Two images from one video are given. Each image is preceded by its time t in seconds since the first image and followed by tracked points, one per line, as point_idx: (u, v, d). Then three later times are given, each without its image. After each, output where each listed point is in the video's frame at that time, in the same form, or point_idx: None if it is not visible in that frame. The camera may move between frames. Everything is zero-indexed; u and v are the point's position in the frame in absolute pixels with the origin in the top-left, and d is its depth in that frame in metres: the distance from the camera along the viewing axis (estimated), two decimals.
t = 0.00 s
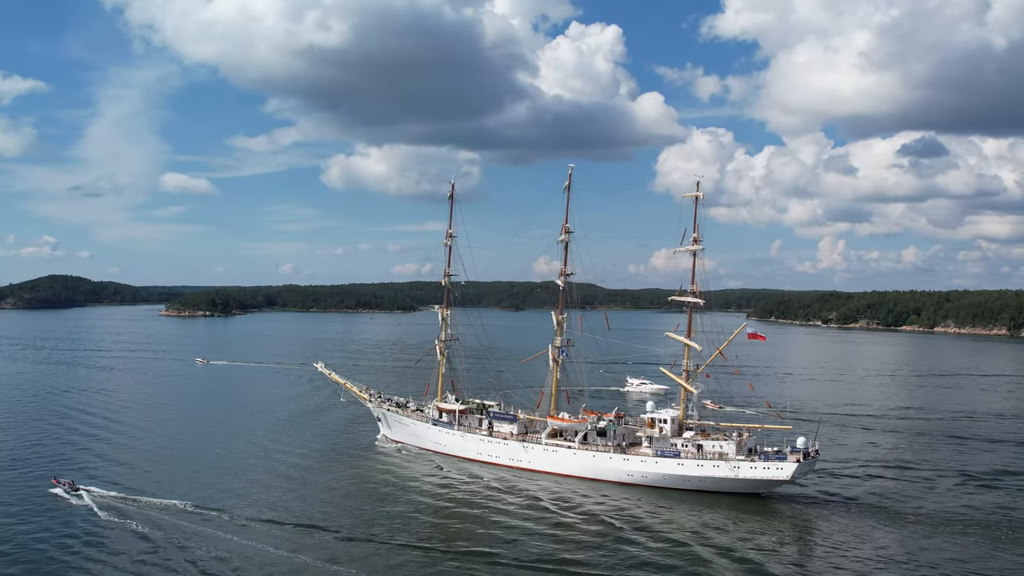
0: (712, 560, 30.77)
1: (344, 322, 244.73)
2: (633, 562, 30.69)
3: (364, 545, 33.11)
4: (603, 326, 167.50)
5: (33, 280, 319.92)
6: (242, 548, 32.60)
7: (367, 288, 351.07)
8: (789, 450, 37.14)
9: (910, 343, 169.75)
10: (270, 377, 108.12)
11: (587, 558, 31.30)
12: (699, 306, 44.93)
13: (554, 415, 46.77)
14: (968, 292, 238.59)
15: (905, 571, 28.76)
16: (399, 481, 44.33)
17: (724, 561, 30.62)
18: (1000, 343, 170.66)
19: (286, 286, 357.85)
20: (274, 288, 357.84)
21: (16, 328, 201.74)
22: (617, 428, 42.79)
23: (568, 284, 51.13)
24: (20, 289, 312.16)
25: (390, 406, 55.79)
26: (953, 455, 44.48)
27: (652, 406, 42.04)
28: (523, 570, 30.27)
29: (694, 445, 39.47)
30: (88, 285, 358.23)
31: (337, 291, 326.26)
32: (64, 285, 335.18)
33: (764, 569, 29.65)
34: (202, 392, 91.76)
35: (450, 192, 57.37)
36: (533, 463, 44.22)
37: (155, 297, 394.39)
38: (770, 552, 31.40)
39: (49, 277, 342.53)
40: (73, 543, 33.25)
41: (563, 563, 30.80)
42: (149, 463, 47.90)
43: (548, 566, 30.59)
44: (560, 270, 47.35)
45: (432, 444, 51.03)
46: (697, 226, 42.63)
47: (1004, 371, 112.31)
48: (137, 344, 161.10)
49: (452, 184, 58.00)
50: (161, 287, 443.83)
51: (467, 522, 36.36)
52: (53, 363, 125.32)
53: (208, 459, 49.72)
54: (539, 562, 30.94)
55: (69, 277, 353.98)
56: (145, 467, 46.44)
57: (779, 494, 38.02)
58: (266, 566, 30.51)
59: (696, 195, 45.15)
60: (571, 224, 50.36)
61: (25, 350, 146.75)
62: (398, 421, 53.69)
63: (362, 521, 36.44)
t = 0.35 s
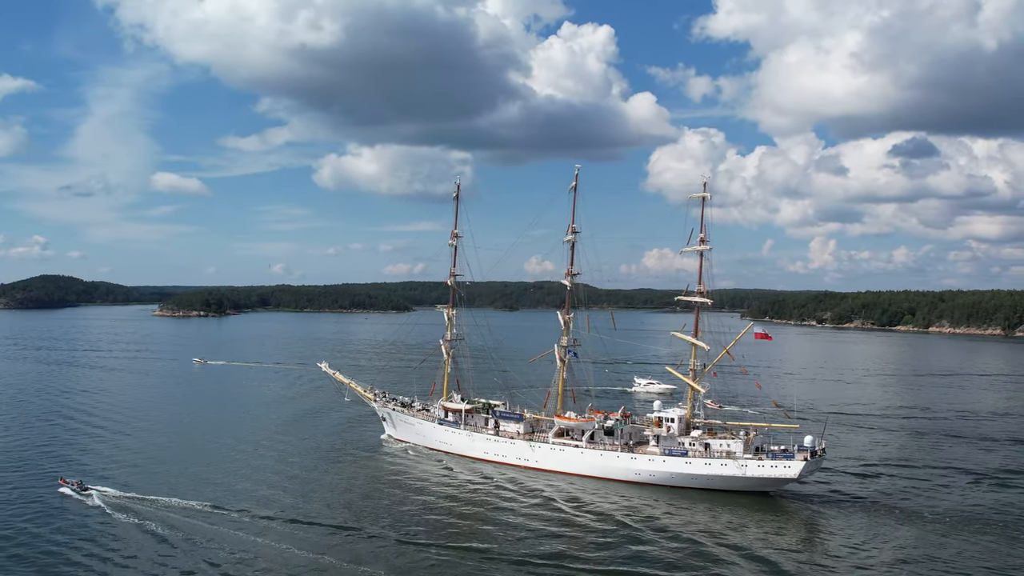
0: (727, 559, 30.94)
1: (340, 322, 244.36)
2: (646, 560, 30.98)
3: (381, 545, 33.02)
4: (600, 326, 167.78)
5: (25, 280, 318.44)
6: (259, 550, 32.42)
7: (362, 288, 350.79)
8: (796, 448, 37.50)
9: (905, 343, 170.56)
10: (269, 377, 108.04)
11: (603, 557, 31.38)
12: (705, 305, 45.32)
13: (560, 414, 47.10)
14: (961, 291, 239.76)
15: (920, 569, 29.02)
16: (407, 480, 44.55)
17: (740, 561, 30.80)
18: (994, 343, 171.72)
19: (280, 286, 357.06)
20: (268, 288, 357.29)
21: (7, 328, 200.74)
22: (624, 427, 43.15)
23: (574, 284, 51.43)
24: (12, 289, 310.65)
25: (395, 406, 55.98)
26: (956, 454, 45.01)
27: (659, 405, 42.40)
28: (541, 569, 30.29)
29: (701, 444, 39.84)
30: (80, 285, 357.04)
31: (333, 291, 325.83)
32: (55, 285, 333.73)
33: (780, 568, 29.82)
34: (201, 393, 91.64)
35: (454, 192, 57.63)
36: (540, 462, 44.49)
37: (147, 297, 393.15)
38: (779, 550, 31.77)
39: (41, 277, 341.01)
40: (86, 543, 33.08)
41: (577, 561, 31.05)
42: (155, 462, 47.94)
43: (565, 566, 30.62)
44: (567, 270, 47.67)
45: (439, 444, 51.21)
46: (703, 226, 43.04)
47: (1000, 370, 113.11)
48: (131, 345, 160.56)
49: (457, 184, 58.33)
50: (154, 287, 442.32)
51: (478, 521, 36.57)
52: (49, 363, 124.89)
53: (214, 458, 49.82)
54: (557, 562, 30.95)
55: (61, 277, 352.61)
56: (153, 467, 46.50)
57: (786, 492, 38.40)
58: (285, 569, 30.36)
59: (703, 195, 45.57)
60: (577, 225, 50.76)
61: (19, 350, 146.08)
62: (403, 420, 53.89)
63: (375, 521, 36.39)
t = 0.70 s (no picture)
0: (738, 558, 31.13)
1: (334, 322, 244.03)
2: (656, 557, 31.28)
3: (394, 545, 33.02)
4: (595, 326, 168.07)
5: (15, 279, 316.82)
6: (273, 551, 32.30)
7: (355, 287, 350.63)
8: (802, 446, 37.84)
9: (899, 342, 171.45)
10: (266, 377, 107.96)
11: (613, 556, 31.61)
12: (711, 305, 45.72)
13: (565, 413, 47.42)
14: (953, 291, 241.20)
15: (931, 568, 29.29)
16: (413, 479, 44.75)
17: (751, 560, 30.96)
18: (987, 342, 172.94)
19: (272, 286, 356.10)
20: (261, 287, 356.79)
21: None
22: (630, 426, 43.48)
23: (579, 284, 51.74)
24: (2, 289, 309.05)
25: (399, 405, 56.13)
26: (958, 452, 45.48)
27: (665, 404, 42.76)
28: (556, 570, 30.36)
29: (707, 442, 40.18)
30: (70, 284, 355.91)
31: (326, 290, 325.33)
32: (45, 285, 332.14)
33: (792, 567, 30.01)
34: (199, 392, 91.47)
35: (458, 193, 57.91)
36: (546, 460, 44.75)
37: (139, 297, 391.63)
38: (787, 548, 32.11)
39: (31, 277, 339.35)
40: (98, 543, 33.01)
41: (588, 559, 31.30)
42: (158, 462, 47.96)
43: (579, 566, 30.72)
44: (572, 270, 48.00)
45: (443, 442, 51.37)
46: (709, 226, 43.44)
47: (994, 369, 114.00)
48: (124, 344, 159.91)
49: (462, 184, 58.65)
50: (145, 287, 440.81)
51: (487, 519, 36.77)
52: (42, 364, 124.37)
53: (217, 457, 49.91)
54: (570, 562, 31.04)
55: (51, 277, 351.01)
56: (157, 467, 46.55)
57: (791, 489, 38.77)
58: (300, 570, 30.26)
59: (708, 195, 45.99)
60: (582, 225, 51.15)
61: (10, 351, 145.31)
62: (408, 419, 54.03)
63: (387, 520, 36.41)
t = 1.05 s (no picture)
0: (747, 554, 31.37)
1: (327, 322, 243.36)
2: (666, 553, 31.62)
3: (406, 543, 32.97)
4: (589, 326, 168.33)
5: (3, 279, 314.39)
6: (283, 548, 32.17)
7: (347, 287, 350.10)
8: (805, 443, 38.25)
9: (892, 342, 172.46)
10: (262, 377, 107.66)
11: (623, 552, 31.94)
12: (715, 304, 46.11)
13: (568, 412, 47.75)
14: (944, 291, 242.82)
15: (937, 564, 29.67)
16: (417, 478, 44.91)
17: (762, 557, 31.16)
18: (978, 341, 174.33)
19: (262, 286, 354.63)
20: (252, 287, 355.75)
21: None
22: (634, 424, 43.86)
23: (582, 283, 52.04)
24: None
25: (401, 404, 56.24)
26: (956, 449, 46.08)
27: (669, 402, 43.20)
28: (569, 566, 30.47)
29: (712, 440, 40.55)
30: (58, 284, 353.30)
31: (318, 291, 324.41)
32: (33, 285, 329.62)
33: (803, 563, 30.27)
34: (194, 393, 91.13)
35: (460, 193, 58.13)
36: (550, 459, 45.04)
37: (127, 297, 389.38)
38: (794, 543, 32.52)
39: (18, 277, 336.89)
40: (106, 541, 32.83)
41: (599, 555, 31.58)
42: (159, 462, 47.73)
43: (591, 562, 30.93)
44: (576, 270, 48.31)
45: (447, 441, 51.51)
46: (713, 225, 43.91)
47: (985, 368, 115.15)
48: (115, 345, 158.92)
49: (463, 185, 58.95)
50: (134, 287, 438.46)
51: (496, 516, 37.03)
52: (32, 364, 123.36)
53: (220, 456, 49.89)
54: (582, 559, 31.13)
55: (39, 277, 348.59)
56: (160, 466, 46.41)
57: (794, 486, 39.25)
58: (311, 567, 30.09)
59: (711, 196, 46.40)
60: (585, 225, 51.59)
61: None
62: (410, 418, 54.15)
63: (397, 519, 36.39)
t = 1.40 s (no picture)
0: (753, 551, 31.67)
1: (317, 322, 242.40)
2: (673, 550, 31.88)
3: (413, 542, 32.89)
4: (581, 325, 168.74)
5: None
6: (291, 547, 32.06)
7: (336, 286, 349.26)
8: (806, 441, 38.68)
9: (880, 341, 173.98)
10: (255, 377, 107.26)
11: (632, 548, 32.15)
12: (715, 304, 46.55)
13: (569, 411, 48.06)
14: (930, 290, 245.25)
15: (939, 559, 30.08)
16: (419, 476, 44.98)
17: (768, 554, 31.38)
18: (965, 340, 176.38)
19: (250, 286, 352.88)
20: (240, 287, 354.09)
21: None
22: (635, 423, 44.20)
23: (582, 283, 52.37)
24: None
25: (400, 403, 56.30)
26: (949, 446, 46.78)
27: (670, 401, 43.58)
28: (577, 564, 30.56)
29: (713, 438, 40.96)
30: (42, 284, 349.92)
31: (306, 290, 323.22)
32: (16, 284, 326.28)
33: (808, 559, 30.56)
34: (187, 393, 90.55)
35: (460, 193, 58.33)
36: (552, 457, 45.31)
37: (113, 297, 386.30)
38: (798, 539, 32.89)
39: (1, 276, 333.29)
40: (111, 540, 32.54)
41: (608, 552, 31.78)
42: (157, 462, 47.42)
43: (601, 558, 31.12)
44: (577, 269, 48.63)
45: (447, 440, 51.62)
46: (713, 225, 44.37)
47: (973, 367, 116.57)
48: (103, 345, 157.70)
49: (463, 184, 59.15)
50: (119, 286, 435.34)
51: (501, 514, 37.14)
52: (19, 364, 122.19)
53: (218, 456, 49.66)
54: (590, 557, 31.25)
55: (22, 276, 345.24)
56: (159, 466, 46.10)
57: (794, 483, 39.70)
58: (320, 567, 29.93)
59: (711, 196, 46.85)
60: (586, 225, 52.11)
61: None
62: (410, 418, 54.22)
63: (403, 518, 36.33)
